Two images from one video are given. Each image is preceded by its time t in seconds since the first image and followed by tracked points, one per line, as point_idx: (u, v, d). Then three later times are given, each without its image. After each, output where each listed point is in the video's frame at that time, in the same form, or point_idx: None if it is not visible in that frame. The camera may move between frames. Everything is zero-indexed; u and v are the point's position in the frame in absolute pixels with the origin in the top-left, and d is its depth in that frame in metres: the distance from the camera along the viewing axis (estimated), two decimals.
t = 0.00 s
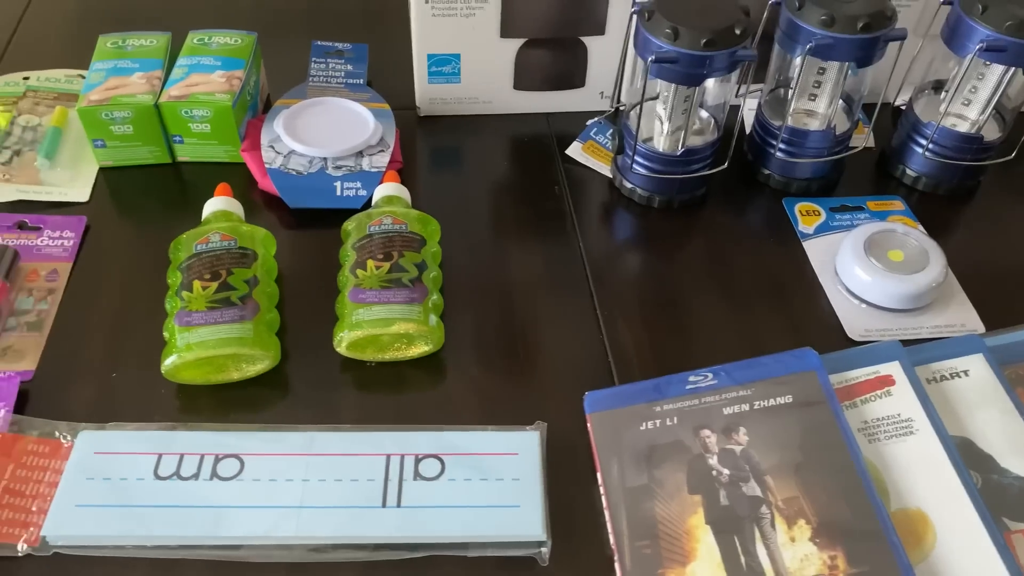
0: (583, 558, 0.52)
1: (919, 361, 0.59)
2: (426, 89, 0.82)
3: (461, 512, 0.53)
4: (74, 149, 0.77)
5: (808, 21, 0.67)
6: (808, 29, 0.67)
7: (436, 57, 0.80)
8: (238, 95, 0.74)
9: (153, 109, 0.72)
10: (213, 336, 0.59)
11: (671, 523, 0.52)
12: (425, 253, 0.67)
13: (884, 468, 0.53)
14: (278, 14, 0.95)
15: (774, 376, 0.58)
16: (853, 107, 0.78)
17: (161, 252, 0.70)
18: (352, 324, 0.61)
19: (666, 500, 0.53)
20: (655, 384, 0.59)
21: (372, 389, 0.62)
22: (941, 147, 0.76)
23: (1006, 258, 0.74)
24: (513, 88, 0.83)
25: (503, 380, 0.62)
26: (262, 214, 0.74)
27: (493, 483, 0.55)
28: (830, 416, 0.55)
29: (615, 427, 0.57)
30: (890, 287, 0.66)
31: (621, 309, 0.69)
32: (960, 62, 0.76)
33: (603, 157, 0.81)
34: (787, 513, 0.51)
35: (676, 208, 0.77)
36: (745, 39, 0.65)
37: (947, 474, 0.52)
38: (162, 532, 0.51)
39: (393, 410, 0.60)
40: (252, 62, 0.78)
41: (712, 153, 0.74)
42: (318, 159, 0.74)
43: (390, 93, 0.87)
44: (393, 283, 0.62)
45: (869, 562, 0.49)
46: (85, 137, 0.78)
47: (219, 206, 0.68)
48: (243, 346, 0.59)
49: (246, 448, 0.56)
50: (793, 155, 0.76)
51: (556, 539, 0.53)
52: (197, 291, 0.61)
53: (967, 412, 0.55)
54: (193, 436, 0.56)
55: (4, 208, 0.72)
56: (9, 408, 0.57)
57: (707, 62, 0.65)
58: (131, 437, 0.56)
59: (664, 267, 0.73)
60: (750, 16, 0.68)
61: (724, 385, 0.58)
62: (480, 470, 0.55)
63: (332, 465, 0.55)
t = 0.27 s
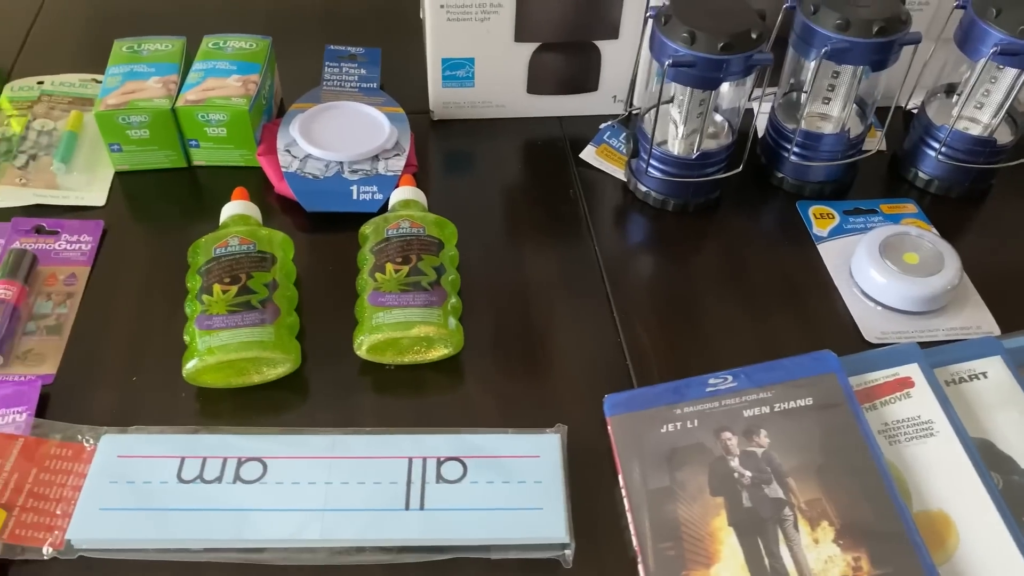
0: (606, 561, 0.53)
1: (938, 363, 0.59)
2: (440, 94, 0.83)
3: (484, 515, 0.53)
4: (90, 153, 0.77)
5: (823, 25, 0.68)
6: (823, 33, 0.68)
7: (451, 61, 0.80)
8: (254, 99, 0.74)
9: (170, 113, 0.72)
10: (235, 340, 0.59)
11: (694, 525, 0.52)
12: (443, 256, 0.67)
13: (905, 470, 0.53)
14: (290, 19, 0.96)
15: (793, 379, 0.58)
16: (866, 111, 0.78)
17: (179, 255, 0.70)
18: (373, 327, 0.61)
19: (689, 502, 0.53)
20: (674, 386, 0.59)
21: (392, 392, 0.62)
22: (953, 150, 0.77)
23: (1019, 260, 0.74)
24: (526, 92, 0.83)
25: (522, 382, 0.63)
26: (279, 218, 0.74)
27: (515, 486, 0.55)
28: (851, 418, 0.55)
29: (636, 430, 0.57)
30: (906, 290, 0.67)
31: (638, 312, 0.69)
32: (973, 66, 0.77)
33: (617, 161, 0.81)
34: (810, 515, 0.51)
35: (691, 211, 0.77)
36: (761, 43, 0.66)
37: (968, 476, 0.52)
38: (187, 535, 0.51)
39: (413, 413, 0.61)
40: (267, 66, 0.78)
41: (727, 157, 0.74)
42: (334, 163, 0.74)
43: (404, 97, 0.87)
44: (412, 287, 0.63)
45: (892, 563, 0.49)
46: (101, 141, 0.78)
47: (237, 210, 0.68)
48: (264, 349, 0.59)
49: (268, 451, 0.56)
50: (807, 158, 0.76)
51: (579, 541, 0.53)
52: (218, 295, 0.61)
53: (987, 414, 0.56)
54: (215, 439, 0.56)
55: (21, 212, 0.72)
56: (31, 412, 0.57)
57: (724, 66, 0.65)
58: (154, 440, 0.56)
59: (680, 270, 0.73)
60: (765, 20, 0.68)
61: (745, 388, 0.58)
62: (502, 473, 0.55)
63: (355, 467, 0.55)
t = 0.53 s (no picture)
0: (634, 562, 0.53)
1: (960, 364, 0.59)
2: (457, 97, 0.83)
3: (512, 516, 0.53)
4: (109, 155, 0.77)
5: (843, 29, 0.68)
6: (843, 37, 0.68)
7: (469, 64, 0.80)
8: (275, 102, 0.74)
9: (191, 116, 0.72)
10: (261, 342, 0.59)
11: (721, 526, 0.52)
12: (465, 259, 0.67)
13: (931, 471, 0.54)
14: (305, 22, 0.96)
15: (817, 381, 0.58)
16: (883, 117, 0.79)
17: (201, 257, 0.70)
18: (397, 329, 0.61)
19: (716, 503, 0.53)
20: (699, 388, 0.59)
21: (416, 394, 0.62)
22: (969, 153, 0.77)
23: None
24: (543, 95, 0.84)
25: (546, 383, 0.63)
26: (299, 220, 0.74)
27: (542, 487, 0.55)
28: (876, 419, 0.55)
29: (661, 432, 0.57)
30: (925, 292, 0.67)
31: (659, 314, 0.69)
32: (989, 70, 0.77)
33: (635, 163, 0.82)
34: (837, 516, 0.52)
35: (709, 213, 0.78)
36: (782, 47, 0.66)
37: (995, 477, 0.52)
38: (217, 536, 0.52)
39: (437, 414, 0.61)
40: (286, 69, 0.78)
41: (745, 159, 0.75)
42: (354, 166, 0.74)
43: (421, 101, 0.88)
44: (436, 289, 0.63)
45: (921, 563, 0.49)
46: (120, 143, 0.79)
47: (259, 213, 0.68)
48: (290, 351, 0.59)
49: (295, 452, 0.56)
50: (824, 161, 0.76)
51: (606, 542, 0.54)
52: (243, 297, 0.61)
53: (1011, 416, 0.56)
54: (242, 441, 0.57)
55: (42, 214, 0.72)
56: (58, 413, 0.58)
57: (745, 69, 0.65)
58: (181, 442, 0.56)
59: (699, 272, 0.73)
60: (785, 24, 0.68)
61: (769, 390, 0.58)
62: (529, 474, 0.55)
63: (382, 469, 0.55)
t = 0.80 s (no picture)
0: (662, 564, 0.53)
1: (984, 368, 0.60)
2: (476, 100, 0.83)
3: (541, 519, 0.54)
4: (130, 158, 0.78)
5: (863, 34, 0.68)
6: (864, 42, 0.68)
7: (488, 68, 0.80)
8: (296, 106, 0.74)
9: (213, 119, 0.73)
10: (288, 345, 0.59)
11: (749, 530, 0.53)
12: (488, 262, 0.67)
13: (957, 474, 0.54)
14: (322, 25, 0.96)
15: (842, 384, 0.59)
16: (902, 122, 0.79)
17: (223, 260, 0.70)
18: (422, 333, 0.62)
19: (743, 507, 0.54)
20: (724, 392, 0.60)
21: (441, 397, 0.62)
22: (987, 157, 0.77)
23: None
24: (561, 99, 0.84)
25: (571, 386, 0.63)
26: (320, 223, 0.74)
27: (569, 490, 0.55)
28: (902, 423, 0.56)
29: (687, 435, 0.58)
30: (946, 296, 0.67)
31: (681, 317, 0.69)
32: (1009, 74, 0.78)
33: (654, 167, 0.82)
34: (865, 519, 0.52)
35: (729, 217, 0.78)
36: (803, 52, 0.67)
37: (1021, 480, 0.53)
38: (247, 539, 0.52)
39: (463, 417, 0.61)
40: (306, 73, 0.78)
41: (765, 163, 0.75)
42: (376, 169, 0.75)
43: (438, 104, 0.88)
44: (461, 293, 0.63)
45: (951, 566, 0.49)
46: (140, 146, 0.79)
47: (283, 216, 0.68)
48: (318, 354, 0.59)
49: (323, 455, 0.56)
50: (843, 165, 0.77)
51: (634, 545, 0.54)
52: (268, 300, 0.62)
53: None
54: (270, 444, 0.57)
55: (65, 217, 0.72)
56: (86, 416, 0.58)
57: (767, 74, 0.66)
58: (210, 444, 0.56)
59: (720, 276, 0.73)
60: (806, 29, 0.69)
61: (794, 394, 0.59)
62: (557, 477, 0.56)
63: (410, 471, 0.56)
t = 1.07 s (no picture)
0: (695, 568, 0.53)
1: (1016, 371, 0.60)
2: (498, 102, 0.83)
3: (574, 521, 0.53)
4: (153, 158, 0.77)
5: (890, 35, 0.68)
6: (891, 44, 0.68)
7: (511, 69, 0.80)
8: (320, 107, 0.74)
9: (237, 120, 0.72)
10: (317, 346, 0.59)
11: (784, 533, 0.52)
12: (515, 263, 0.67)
13: (992, 477, 0.54)
14: (341, 26, 0.96)
15: (874, 387, 0.58)
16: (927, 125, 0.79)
17: (248, 261, 0.70)
18: (451, 334, 0.61)
19: (777, 510, 0.53)
20: (755, 395, 0.60)
21: (470, 399, 0.62)
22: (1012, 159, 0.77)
23: None
24: (584, 100, 0.84)
25: (599, 389, 0.63)
26: (345, 224, 0.74)
27: (601, 493, 0.55)
28: (935, 426, 0.56)
29: (718, 438, 0.57)
30: (974, 298, 0.67)
31: (709, 320, 0.69)
32: None
33: (677, 169, 0.82)
34: (901, 522, 0.52)
35: (753, 218, 0.78)
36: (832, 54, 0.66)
37: None
38: (280, 541, 0.52)
39: (492, 419, 0.61)
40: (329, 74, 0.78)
41: (790, 165, 0.75)
42: (399, 171, 0.74)
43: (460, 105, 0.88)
44: (489, 294, 0.63)
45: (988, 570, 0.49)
46: (163, 146, 0.79)
47: (309, 217, 0.68)
48: (347, 355, 0.59)
49: (354, 457, 0.56)
50: (868, 166, 0.77)
51: (667, 548, 0.54)
52: (297, 301, 0.62)
53: None
54: (300, 445, 0.57)
55: (89, 218, 0.72)
56: (115, 417, 0.58)
57: (795, 76, 0.66)
58: (240, 446, 0.56)
59: (745, 278, 0.73)
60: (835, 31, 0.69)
61: (826, 396, 0.58)
62: (588, 480, 0.55)
63: (442, 474, 0.55)
